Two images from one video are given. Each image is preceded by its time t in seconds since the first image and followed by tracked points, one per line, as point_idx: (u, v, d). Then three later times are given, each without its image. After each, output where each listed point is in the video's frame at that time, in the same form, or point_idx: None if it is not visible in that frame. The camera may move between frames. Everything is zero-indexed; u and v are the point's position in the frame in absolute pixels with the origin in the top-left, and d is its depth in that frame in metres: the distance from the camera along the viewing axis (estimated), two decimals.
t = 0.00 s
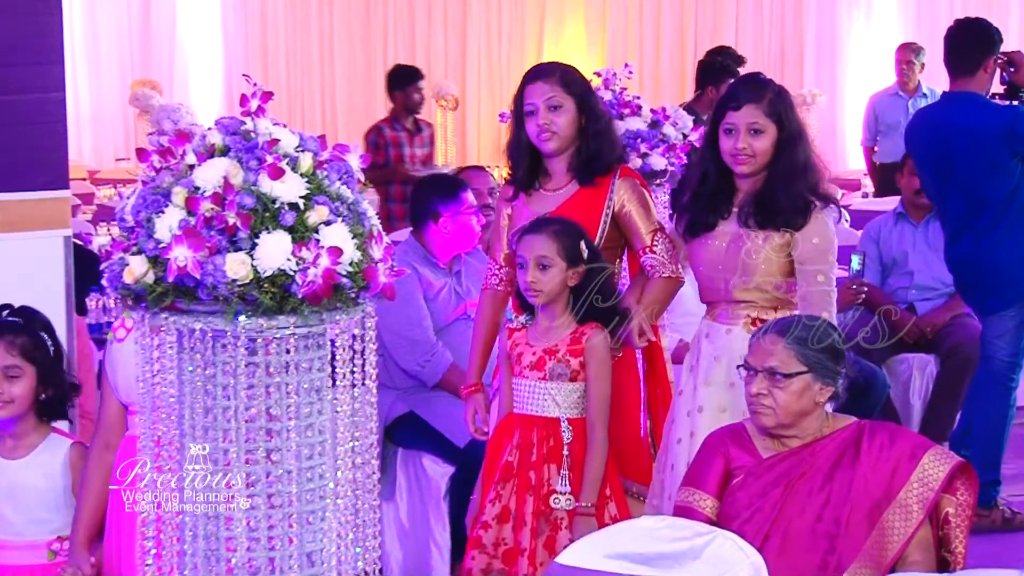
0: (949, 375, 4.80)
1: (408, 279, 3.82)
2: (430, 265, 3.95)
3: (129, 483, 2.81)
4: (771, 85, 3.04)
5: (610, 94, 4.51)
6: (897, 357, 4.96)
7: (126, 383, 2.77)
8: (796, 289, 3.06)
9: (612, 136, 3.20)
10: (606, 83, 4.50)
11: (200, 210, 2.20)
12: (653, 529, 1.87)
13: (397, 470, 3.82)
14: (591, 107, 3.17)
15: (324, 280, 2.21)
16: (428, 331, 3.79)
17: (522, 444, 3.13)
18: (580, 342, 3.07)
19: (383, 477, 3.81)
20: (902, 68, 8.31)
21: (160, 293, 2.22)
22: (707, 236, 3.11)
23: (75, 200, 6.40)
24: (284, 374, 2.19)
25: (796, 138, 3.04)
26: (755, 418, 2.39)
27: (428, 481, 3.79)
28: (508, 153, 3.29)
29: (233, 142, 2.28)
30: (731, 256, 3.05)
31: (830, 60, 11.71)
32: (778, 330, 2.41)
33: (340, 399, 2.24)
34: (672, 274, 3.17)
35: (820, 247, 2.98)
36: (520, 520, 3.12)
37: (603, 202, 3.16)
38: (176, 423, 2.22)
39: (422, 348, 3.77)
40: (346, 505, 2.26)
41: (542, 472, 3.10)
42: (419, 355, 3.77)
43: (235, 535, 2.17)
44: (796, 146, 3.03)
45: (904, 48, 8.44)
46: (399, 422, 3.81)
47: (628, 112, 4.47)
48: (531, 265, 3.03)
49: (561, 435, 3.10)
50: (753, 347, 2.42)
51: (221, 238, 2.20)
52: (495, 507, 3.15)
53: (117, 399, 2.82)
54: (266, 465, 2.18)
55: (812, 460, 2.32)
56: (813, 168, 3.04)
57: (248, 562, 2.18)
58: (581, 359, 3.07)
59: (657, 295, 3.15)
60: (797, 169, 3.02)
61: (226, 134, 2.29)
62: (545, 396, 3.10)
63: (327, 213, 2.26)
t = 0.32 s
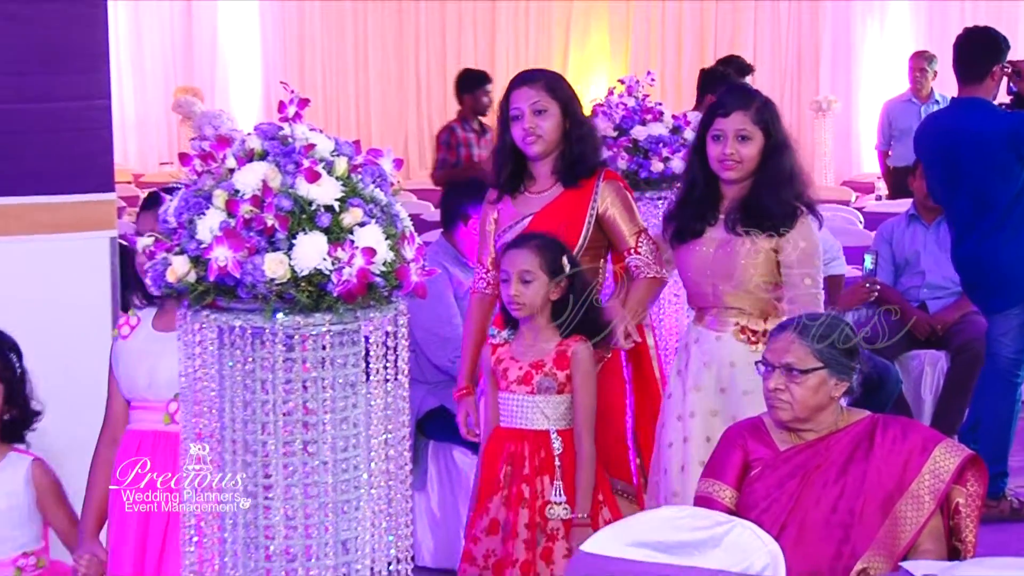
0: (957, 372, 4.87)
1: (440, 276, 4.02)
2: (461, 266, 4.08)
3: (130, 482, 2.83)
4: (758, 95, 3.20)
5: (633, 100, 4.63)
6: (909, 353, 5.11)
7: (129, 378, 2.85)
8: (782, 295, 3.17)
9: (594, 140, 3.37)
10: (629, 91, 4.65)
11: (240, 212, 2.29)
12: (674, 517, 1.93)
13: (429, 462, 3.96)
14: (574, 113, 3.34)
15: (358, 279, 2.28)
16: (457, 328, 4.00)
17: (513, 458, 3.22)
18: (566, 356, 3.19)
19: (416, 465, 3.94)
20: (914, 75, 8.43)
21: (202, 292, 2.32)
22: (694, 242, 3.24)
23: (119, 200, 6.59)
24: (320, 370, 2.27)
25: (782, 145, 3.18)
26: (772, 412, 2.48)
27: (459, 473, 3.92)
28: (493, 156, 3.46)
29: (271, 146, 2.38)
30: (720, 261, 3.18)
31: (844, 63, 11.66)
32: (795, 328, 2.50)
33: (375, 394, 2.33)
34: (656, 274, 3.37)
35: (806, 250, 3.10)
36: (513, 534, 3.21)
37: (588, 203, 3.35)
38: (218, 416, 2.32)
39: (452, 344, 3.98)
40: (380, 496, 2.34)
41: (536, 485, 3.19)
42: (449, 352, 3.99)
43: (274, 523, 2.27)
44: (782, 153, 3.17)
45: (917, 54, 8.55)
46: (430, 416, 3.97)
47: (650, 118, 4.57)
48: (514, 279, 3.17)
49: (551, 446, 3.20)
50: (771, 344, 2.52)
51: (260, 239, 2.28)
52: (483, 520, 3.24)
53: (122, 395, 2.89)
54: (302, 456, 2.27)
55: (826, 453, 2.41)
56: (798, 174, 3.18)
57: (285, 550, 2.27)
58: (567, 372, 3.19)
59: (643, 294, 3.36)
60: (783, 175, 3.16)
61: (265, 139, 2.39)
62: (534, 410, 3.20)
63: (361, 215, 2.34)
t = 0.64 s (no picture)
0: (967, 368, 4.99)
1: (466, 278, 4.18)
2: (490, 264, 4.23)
3: (130, 482, 2.83)
4: (741, 97, 3.55)
5: (655, 107, 4.71)
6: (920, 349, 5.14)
7: (133, 392, 2.88)
8: (768, 292, 3.54)
9: (583, 145, 3.71)
10: (651, 98, 4.73)
11: (280, 214, 2.39)
12: (695, 507, 2.10)
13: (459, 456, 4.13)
14: (565, 118, 3.68)
15: (392, 278, 2.38)
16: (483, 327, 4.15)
17: (487, 447, 3.47)
18: (534, 347, 3.46)
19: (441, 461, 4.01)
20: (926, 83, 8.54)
21: (243, 290, 2.43)
22: (680, 240, 3.60)
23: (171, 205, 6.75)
24: (356, 365, 2.38)
25: (763, 146, 3.52)
26: (788, 407, 2.58)
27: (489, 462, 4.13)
28: (489, 158, 3.81)
29: (309, 152, 2.48)
30: (706, 256, 3.54)
31: (858, 70, 12.17)
32: (811, 325, 2.60)
33: (407, 387, 2.44)
34: (642, 274, 3.70)
35: (791, 246, 3.47)
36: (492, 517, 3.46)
37: (579, 206, 3.67)
38: (258, 409, 2.42)
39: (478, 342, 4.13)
40: (412, 485, 2.45)
41: (509, 473, 3.45)
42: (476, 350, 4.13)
43: (311, 511, 2.37)
44: (764, 153, 3.51)
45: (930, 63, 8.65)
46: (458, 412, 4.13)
47: (671, 125, 4.69)
48: (487, 266, 3.44)
49: (522, 436, 3.45)
50: (787, 341, 2.62)
51: (299, 240, 2.39)
52: (468, 511, 3.49)
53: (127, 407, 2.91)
54: (339, 448, 2.37)
55: (840, 446, 2.51)
56: (779, 174, 3.52)
57: (322, 537, 2.38)
58: (537, 363, 3.45)
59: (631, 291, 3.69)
60: (765, 175, 3.50)
61: (304, 145, 2.49)
62: (506, 400, 3.46)
63: (395, 217, 2.45)
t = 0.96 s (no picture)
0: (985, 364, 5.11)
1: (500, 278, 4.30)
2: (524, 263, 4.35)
3: (130, 481, 2.84)
4: (745, 101, 3.69)
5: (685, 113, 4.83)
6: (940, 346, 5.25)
7: (136, 386, 2.87)
8: (767, 288, 3.67)
9: (591, 151, 3.77)
10: (680, 104, 4.85)
11: (326, 215, 2.50)
12: (723, 497, 2.21)
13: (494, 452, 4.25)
14: (574, 125, 3.74)
15: (432, 277, 2.50)
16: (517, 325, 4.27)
17: (487, 436, 3.48)
18: (536, 340, 3.45)
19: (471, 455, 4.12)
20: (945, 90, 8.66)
21: (291, 288, 2.54)
22: (684, 241, 3.74)
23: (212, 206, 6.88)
24: (399, 360, 2.50)
25: (767, 148, 3.67)
26: (812, 401, 2.69)
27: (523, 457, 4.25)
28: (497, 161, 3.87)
29: (354, 156, 2.59)
30: (709, 256, 3.67)
31: (880, 78, 11.73)
32: (833, 321, 2.70)
33: (446, 381, 2.56)
34: (647, 271, 3.74)
35: (791, 247, 3.58)
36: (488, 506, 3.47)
37: (579, 209, 3.71)
38: (305, 401, 2.52)
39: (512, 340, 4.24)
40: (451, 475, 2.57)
41: (508, 461, 3.46)
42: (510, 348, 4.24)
43: (355, 500, 2.48)
44: (767, 156, 3.67)
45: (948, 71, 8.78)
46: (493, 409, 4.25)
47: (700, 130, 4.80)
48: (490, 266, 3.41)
49: (521, 425, 3.46)
50: (810, 338, 2.72)
51: (344, 240, 2.50)
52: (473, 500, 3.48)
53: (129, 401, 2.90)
54: (382, 439, 2.49)
55: (863, 439, 2.61)
56: (781, 176, 3.67)
57: (366, 524, 2.48)
58: (538, 356, 3.45)
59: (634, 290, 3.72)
60: (767, 177, 3.65)
61: (349, 150, 2.60)
62: (506, 391, 3.46)
63: (436, 219, 2.55)
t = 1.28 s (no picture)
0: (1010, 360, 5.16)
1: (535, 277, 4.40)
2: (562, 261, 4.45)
3: (132, 481, 2.86)
4: (756, 114, 3.79)
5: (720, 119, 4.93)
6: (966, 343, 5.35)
7: (157, 384, 2.90)
8: (769, 294, 3.75)
9: (605, 163, 3.87)
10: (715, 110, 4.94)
11: (373, 216, 2.61)
12: (756, 488, 2.28)
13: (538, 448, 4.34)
14: (589, 139, 3.86)
15: (476, 276, 2.59)
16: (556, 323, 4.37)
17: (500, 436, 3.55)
18: (546, 345, 3.48)
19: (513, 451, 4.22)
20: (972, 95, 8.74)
21: (340, 287, 2.65)
22: (694, 251, 3.85)
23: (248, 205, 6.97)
24: (442, 355, 2.60)
25: (776, 161, 3.77)
26: (842, 395, 2.78)
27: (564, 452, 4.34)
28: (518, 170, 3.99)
29: (400, 160, 2.69)
30: (719, 267, 3.78)
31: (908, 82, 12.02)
32: (861, 319, 2.80)
33: (489, 376, 2.66)
34: (655, 279, 3.86)
35: (797, 258, 3.67)
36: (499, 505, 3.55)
37: (589, 216, 3.81)
38: (354, 394, 2.63)
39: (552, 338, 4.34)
40: (495, 465, 2.67)
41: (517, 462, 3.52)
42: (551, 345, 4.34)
43: (401, 489, 2.59)
44: (777, 168, 3.77)
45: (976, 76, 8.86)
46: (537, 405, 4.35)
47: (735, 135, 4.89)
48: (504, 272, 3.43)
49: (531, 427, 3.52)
50: (839, 334, 2.82)
51: (390, 240, 2.60)
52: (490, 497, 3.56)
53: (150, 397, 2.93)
54: (427, 431, 2.59)
55: (891, 433, 2.71)
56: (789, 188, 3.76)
57: (412, 512, 2.59)
58: (548, 360, 3.48)
59: (642, 298, 3.83)
60: (775, 190, 3.75)
61: (395, 154, 2.71)
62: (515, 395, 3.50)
63: (478, 220, 2.65)
